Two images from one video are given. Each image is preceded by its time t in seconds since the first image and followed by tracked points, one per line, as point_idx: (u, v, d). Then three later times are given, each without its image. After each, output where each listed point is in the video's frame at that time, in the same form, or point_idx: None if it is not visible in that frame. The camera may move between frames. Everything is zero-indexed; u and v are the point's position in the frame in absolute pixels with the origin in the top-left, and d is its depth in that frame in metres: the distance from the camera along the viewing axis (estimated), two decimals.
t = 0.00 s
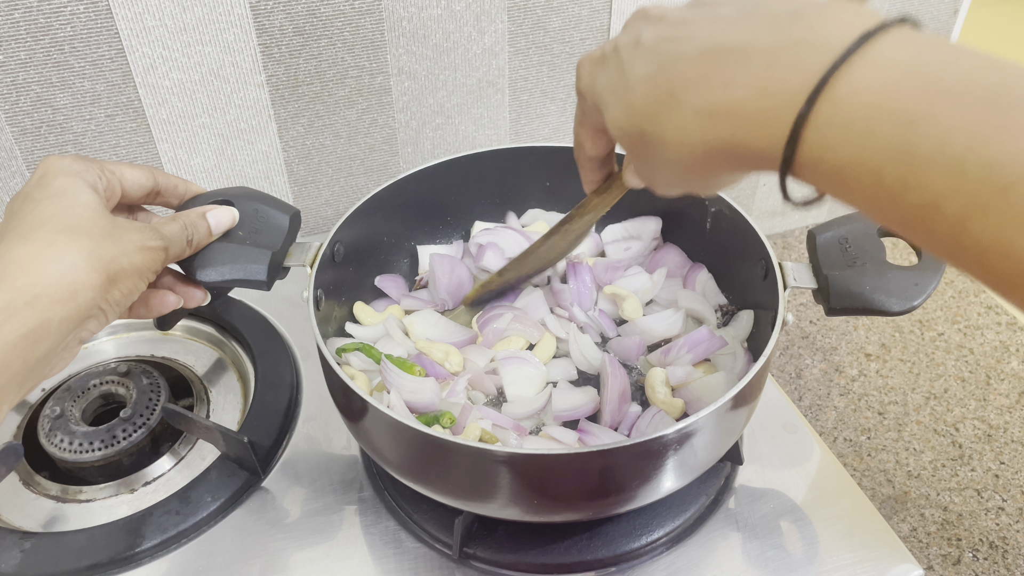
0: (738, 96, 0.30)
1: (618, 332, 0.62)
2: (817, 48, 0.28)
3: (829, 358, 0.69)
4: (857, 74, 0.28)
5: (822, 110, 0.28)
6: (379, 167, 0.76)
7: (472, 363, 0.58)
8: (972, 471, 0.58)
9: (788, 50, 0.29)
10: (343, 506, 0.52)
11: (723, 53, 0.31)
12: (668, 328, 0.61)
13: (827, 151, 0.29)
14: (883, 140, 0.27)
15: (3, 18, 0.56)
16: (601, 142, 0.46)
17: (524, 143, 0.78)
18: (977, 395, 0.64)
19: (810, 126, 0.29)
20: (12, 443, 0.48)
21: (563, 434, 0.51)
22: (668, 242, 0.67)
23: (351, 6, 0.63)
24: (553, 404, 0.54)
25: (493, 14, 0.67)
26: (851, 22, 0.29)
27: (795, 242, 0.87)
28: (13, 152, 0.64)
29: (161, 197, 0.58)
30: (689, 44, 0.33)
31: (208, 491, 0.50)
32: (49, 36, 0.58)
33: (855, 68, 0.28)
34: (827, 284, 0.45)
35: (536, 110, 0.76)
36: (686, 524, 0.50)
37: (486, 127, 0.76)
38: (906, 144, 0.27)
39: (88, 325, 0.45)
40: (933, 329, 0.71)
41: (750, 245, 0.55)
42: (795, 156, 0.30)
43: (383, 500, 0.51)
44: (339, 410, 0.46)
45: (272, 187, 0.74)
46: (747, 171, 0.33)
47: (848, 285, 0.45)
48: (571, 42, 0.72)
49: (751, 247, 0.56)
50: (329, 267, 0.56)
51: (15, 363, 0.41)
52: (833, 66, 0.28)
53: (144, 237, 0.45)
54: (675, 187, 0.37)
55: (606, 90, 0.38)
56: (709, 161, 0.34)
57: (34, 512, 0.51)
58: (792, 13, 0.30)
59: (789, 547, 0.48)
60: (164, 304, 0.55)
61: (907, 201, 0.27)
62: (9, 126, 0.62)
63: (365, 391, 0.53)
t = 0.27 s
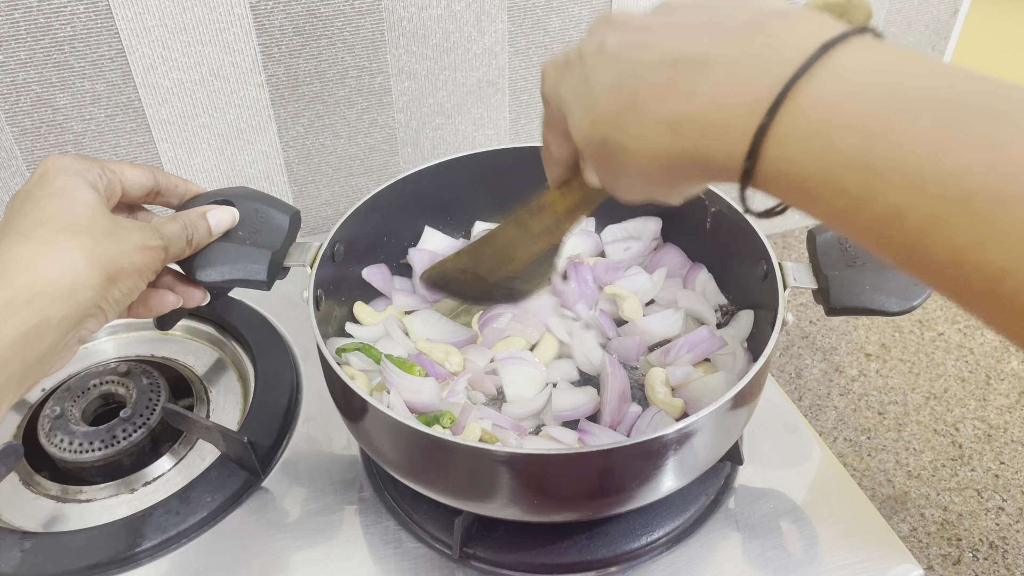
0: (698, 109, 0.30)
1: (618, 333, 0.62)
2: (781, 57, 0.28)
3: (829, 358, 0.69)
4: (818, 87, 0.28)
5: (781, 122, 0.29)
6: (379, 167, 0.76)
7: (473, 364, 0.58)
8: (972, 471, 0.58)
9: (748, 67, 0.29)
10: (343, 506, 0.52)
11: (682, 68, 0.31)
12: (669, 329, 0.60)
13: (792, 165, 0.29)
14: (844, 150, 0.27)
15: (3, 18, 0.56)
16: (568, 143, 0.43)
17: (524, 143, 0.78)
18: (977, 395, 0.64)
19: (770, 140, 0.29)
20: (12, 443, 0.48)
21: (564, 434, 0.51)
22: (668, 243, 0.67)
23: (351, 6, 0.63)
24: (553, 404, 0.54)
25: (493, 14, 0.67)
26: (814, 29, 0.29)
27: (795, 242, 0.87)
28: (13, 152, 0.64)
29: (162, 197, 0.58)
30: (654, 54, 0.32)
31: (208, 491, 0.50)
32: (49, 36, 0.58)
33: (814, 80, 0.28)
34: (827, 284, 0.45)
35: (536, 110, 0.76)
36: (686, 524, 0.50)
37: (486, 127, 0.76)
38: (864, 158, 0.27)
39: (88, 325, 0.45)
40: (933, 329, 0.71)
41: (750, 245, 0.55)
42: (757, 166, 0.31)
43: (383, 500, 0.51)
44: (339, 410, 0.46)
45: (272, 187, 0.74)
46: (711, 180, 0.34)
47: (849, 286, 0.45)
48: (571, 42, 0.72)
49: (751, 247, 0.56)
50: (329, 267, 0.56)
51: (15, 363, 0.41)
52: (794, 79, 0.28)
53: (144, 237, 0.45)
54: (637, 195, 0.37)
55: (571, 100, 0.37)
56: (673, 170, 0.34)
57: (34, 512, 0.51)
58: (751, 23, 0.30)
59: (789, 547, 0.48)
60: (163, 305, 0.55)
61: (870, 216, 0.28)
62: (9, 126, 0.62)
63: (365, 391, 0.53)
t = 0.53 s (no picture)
0: (701, 101, 0.31)
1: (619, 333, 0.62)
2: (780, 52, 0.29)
3: (829, 358, 0.69)
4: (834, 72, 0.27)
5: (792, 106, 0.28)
6: (379, 167, 0.76)
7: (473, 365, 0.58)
8: (972, 471, 0.58)
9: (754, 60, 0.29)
10: (343, 506, 0.52)
11: (684, 61, 0.31)
12: (669, 329, 0.60)
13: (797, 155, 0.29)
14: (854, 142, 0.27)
15: (3, 18, 0.56)
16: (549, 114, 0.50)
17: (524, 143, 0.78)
18: (977, 395, 0.64)
19: (777, 132, 0.29)
20: (12, 443, 0.48)
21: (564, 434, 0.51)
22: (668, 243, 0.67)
23: (351, 6, 0.63)
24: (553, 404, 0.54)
25: (493, 14, 0.67)
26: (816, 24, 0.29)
27: (795, 242, 0.87)
28: (13, 152, 0.64)
29: (162, 197, 0.58)
30: (654, 44, 0.33)
31: (208, 491, 0.50)
32: (49, 36, 0.58)
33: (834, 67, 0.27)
34: (827, 284, 0.45)
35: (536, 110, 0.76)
36: (686, 524, 0.50)
37: (486, 127, 0.76)
38: (874, 150, 0.27)
39: (88, 325, 0.45)
40: (933, 329, 0.71)
41: (750, 245, 0.55)
42: (762, 159, 0.31)
43: (383, 500, 0.51)
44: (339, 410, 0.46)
45: (272, 187, 0.74)
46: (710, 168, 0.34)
47: (849, 285, 0.45)
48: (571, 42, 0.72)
49: (751, 247, 0.55)
50: (329, 268, 0.56)
51: (15, 363, 0.41)
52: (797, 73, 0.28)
53: (144, 237, 0.45)
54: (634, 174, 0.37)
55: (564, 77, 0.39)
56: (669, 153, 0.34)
57: (34, 512, 0.51)
58: (751, 14, 0.30)
59: (788, 547, 0.48)
60: (162, 305, 0.55)
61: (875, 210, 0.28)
62: (9, 126, 0.62)
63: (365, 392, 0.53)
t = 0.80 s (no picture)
0: (714, 118, 0.33)
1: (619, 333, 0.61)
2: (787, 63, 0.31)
3: (829, 358, 0.69)
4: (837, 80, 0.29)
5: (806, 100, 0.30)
6: (379, 167, 0.76)
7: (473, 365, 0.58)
8: (972, 471, 0.58)
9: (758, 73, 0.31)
10: (343, 506, 0.52)
11: (697, 77, 0.33)
12: (669, 329, 0.60)
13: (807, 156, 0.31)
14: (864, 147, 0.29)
15: (3, 18, 0.56)
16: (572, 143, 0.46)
17: (524, 143, 0.78)
18: (977, 395, 0.64)
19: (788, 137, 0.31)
20: (12, 443, 0.48)
21: (563, 433, 0.51)
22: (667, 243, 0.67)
23: (351, 6, 0.63)
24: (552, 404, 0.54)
25: (493, 14, 0.67)
26: (818, 31, 0.31)
27: (795, 242, 0.87)
28: (13, 152, 0.64)
29: (162, 196, 0.58)
30: (664, 68, 0.35)
31: (208, 491, 0.50)
32: (49, 36, 0.58)
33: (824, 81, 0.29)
34: (827, 283, 0.45)
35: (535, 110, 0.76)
36: (686, 524, 0.50)
37: (486, 127, 0.76)
38: (880, 154, 0.29)
39: (88, 325, 0.45)
40: (933, 329, 0.71)
41: (750, 245, 0.55)
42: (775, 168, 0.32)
43: (383, 500, 0.51)
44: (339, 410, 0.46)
45: (272, 187, 0.74)
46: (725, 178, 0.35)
47: (849, 285, 0.45)
48: (571, 42, 0.72)
49: (751, 247, 0.55)
50: (329, 268, 0.56)
51: (16, 362, 0.41)
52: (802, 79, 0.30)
53: (144, 237, 0.45)
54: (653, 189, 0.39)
55: (578, 107, 0.41)
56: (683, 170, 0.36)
57: (34, 512, 0.51)
58: (755, 29, 0.33)
59: (789, 547, 0.48)
60: (162, 305, 0.55)
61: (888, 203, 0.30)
62: (9, 126, 0.62)
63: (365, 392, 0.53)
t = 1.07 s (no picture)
0: (722, 53, 0.29)
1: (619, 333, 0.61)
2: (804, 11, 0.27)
3: (829, 358, 0.69)
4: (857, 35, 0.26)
5: (826, 71, 0.27)
6: (379, 167, 0.76)
7: (473, 365, 0.58)
8: (972, 471, 0.58)
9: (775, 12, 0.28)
10: (343, 506, 0.52)
11: (701, 43, 0.29)
12: (669, 329, 0.60)
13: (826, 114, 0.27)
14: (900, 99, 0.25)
15: (3, 18, 0.56)
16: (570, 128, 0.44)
17: (524, 143, 0.78)
18: (977, 395, 0.64)
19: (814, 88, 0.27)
20: (12, 443, 0.48)
21: (564, 434, 0.51)
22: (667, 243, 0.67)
23: (351, 6, 0.63)
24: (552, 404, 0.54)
25: (493, 14, 0.67)
26: None
27: (795, 242, 0.87)
28: (13, 152, 0.64)
29: (162, 196, 0.58)
30: (665, 7, 0.31)
31: (208, 491, 0.50)
32: (49, 36, 0.58)
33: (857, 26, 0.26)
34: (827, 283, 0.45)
35: (536, 110, 0.76)
36: (686, 524, 0.50)
37: (486, 127, 0.76)
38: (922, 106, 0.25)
39: (88, 324, 0.45)
40: (933, 329, 0.71)
41: (750, 246, 0.55)
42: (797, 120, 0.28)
43: (383, 500, 0.51)
44: (339, 411, 0.46)
45: (273, 187, 0.74)
46: (733, 137, 0.32)
47: (848, 285, 0.45)
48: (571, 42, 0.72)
49: (751, 248, 0.55)
50: (329, 268, 0.56)
51: (15, 362, 0.41)
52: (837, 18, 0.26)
53: (144, 237, 0.45)
54: (659, 169, 0.37)
55: (573, 65, 0.38)
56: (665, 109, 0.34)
57: (34, 512, 0.51)
58: None
59: (788, 547, 0.48)
60: (162, 306, 0.55)
61: (891, 153, 0.26)
62: (9, 126, 0.62)
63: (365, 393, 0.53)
